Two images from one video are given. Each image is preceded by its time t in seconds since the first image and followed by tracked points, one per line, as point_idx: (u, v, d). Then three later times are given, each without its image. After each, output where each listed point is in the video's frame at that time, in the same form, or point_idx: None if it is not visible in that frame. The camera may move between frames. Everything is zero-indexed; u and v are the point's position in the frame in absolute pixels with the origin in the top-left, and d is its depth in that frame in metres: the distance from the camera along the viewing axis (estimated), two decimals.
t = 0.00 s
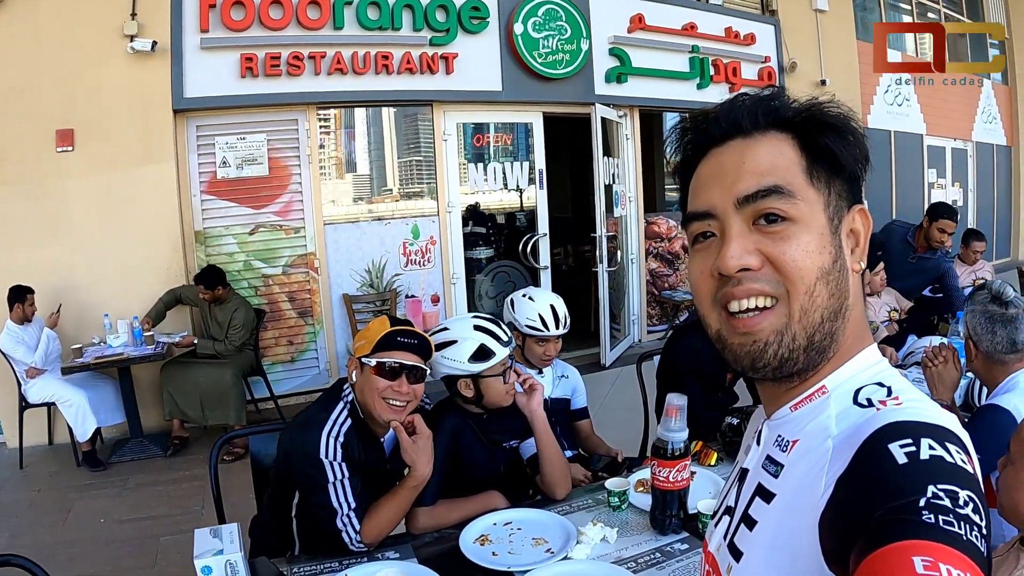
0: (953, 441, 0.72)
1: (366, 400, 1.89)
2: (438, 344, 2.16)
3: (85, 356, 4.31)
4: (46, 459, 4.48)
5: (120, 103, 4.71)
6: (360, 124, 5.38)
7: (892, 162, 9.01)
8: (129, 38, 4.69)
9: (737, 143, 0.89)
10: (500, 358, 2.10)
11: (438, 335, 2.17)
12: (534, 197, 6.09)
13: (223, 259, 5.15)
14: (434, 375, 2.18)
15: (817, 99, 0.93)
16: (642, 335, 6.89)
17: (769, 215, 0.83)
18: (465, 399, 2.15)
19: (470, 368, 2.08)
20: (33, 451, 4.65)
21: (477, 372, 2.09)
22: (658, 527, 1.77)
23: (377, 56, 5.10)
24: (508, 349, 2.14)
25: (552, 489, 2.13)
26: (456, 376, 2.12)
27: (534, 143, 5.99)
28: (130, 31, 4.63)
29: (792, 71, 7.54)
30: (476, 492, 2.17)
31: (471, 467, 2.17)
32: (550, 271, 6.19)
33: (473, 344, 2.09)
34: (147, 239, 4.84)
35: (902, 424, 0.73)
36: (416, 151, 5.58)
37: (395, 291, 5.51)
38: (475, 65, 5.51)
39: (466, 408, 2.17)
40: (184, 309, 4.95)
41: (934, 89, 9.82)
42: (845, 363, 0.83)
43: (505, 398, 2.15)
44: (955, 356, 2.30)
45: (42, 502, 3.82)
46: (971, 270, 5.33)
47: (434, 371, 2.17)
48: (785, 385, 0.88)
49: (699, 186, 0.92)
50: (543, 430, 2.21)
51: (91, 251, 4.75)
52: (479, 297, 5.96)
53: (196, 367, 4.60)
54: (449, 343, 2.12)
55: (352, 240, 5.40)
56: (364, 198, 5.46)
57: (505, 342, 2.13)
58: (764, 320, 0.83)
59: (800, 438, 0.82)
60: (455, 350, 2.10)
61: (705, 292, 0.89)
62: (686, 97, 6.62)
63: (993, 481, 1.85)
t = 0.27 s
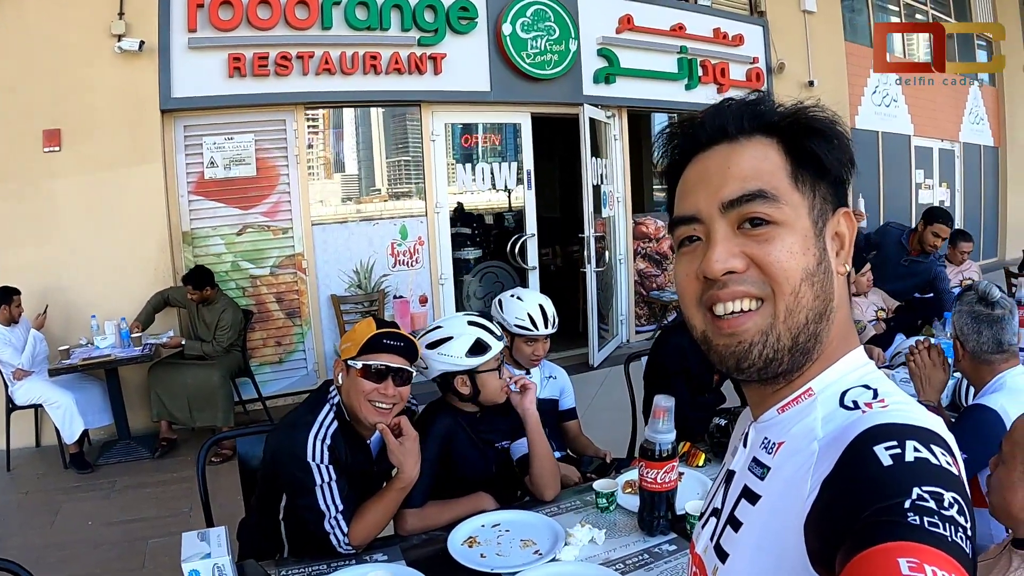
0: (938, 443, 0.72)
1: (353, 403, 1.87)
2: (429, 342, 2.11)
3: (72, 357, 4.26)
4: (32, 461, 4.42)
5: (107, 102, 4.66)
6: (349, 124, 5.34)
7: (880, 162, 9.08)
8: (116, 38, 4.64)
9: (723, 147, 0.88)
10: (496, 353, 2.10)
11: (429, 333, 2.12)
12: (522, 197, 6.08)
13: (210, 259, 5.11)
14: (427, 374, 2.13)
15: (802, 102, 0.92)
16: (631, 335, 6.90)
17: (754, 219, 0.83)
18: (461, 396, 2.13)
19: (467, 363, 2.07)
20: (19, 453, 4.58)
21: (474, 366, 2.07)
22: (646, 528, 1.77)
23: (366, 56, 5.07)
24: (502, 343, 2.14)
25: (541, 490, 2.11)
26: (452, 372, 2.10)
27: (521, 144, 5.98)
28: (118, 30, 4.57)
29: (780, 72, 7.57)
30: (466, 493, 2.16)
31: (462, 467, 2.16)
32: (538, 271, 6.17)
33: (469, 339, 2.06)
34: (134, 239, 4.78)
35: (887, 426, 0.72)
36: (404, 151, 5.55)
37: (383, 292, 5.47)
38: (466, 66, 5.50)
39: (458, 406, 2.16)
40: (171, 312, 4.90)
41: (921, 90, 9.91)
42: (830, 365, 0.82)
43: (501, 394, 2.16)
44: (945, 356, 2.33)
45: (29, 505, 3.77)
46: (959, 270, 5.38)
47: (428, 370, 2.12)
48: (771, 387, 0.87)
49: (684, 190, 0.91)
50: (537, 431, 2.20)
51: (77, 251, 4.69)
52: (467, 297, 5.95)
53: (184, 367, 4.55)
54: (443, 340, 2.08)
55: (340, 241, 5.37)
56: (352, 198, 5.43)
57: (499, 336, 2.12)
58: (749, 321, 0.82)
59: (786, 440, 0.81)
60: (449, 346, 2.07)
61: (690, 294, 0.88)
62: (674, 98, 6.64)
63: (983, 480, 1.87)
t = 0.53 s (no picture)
0: (926, 444, 0.72)
1: (325, 408, 1.84)
2: (410, 343, 2.10)
3: (40, 363, 4.15)
4: None
5: (75, 102, 4.55)
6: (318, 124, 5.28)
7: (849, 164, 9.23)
8: (84, 37, 4.54)
9: (713, 149, 0.88)
10: (478, 353, 2.11)
11: (409, 335, 2.11)
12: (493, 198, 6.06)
13: (180, 263, 5.02)
14: (407, 375, 2.12)
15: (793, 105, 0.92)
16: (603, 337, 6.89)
17: (742, 221, 0.83)
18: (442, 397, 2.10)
19: (452, 363, 2.06)
20: None
21: (457, 366, 2.07)
22: (625, 531, 1.76)
23: (337, 57, 5.03)
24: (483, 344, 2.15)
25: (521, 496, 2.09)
26: (434, 373, 2.08)
27: (492, 146, 5.98)
28: (87, 29, 4.47)
29: (751, 74, 7.66)
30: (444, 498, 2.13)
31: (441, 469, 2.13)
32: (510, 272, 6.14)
33: (452, 339, 2.07)
34: (102, 242, 4.68)
35: (875, 427, 0.72)
36: (374, 152, 5.48)
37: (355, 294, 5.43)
38: (438, 67, 5.48)
39: (438, 408, 2.14)
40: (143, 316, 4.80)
41: (890, 92, 10.10)
42: (818, 366, 0.82)
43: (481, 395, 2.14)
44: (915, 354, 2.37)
45: None
46: (930, 270, 5.47)
47: (409, 372, 2.11)
48: (760, 387, 0.87)
49: (675, 192, 0.91)
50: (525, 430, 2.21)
51: (45, 254, 4.58)
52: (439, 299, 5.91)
53: (155, 371, 4.49)
54: (426, 340, 2.07)
55: (310, 244, 5.31)
56: (321, 199, 5.36)
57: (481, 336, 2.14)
58: (737, 321, 0.82)
59: (774, 441, 0.81)
60: (432, 346, 2.07)
61: (679, 294, 0.88)
62: (647, 100, 6.70)
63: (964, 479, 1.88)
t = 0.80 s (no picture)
0: (941, 447, 0.71)
1: (291, 422, 1.78)
2: (382, 352, 2.04)
3: None
4: None
5: (21, 103, 4.34)
6: (270, 129, 5.14)
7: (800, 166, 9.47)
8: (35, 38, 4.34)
9: (725, 149, 0.86)
10: (450, 361, 2.06)
11: (380, 343, 2.05)
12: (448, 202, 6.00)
13: (133, 271, 4.84)
14: (378, 386, 2.05)
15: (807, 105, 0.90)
16: (561, 340, 6.88)
17: (756, 222, 0.81)
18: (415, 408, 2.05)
19: (426, 373, 2.02)
20: None
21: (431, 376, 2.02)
22: (604, 538, 1.73)
23: (292, 59, 4.92)
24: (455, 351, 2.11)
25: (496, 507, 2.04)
26: (408, 385, 2.02)
27: (449, 150, 5.93)
28: (37, 30, 4.28)
29: (706, 77, 7.78)
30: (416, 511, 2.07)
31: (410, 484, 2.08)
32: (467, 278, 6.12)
33: (425, 348, 2.01)
34: (51, 249, 4.48)
35: (889, 430, 0.71)
36: (328, 156, 5.37)
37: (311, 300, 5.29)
38: (395, 70, 5.41)
39: (410, 419, 2.07)
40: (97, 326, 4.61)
41: (842, 96, 10.39)
42: (832, 368, 0.81)
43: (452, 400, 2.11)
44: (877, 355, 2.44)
45: None
46: (886, 269, 5.63)
47: (381, 382, 2.04)
48: (773, 389, 0.86)
49: (688, 193, 0.90)
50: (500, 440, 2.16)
51: None
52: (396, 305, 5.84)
53: (108, 384, 4.32)
54: (397, 349, 2.01)
55: (265, 247, 5.16)
56: (273, 205, 5.22)
57: (453, 343, 2.10)
58: (750, 323, 0.81)
59: (788, 445, 0.80)
60: (404, 355, 2.00)
61: (692, 296, 0.87)
62: (604, 103, 6.75)
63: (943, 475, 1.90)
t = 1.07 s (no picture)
0: (965, 452, 0.69)
1: (246, 442, 1.71)
2: (333, 367, 1.97)
3: None
4: None
5: None
6: (203, 135, 4.96)
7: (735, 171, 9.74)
8: None
9: (748, 146, 0.85)
10: (406, 373, 2.00)
11: (332, 358, 1.99)
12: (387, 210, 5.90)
13: (65, 282, 4.59)
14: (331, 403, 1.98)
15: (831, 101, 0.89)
16: (503, 346, 6.87)
17: (779, 222, 0.80)
18: (369, 423, 1.99)
19: (379, 387, 1.95)
20: None
21: (385, 390, 1.96)
22: (574, 550, 1.71)
23: (231, 62, 4.77)
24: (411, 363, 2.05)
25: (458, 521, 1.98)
26: (362, 400, 1.96)
27: (388, 156, 5.85)
28: None
29: (646, 83, 7.89)
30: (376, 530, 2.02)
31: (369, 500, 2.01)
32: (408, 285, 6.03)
33: (379, 360, 1.96)
34: None
35: (913, 435, 0.70)
36: (265, 163, 5.21)
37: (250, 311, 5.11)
38: (336, 75, 5.30)
39: (368, 434, 2.00)
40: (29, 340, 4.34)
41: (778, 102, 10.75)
42: (854, 370, 0.80)
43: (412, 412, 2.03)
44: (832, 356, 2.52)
45: None
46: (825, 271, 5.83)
47: (334, 399, 1.97)
48: (793, 391, 0.84)
49: (709, 190, 0.89)
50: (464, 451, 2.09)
51: None
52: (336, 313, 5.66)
53: (42, 401, 4.06)
54: (349, 363, 1.95)
55: (202, 258, 4.96)
56: (204, 212, 5.00)
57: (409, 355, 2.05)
58: (771, 324, 0.80)
59: (809, 448, 0.78)
60: (356, 369, 1.95)
61: (712, 295, 0.86)
62: (542, 108, 6.79)
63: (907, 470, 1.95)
